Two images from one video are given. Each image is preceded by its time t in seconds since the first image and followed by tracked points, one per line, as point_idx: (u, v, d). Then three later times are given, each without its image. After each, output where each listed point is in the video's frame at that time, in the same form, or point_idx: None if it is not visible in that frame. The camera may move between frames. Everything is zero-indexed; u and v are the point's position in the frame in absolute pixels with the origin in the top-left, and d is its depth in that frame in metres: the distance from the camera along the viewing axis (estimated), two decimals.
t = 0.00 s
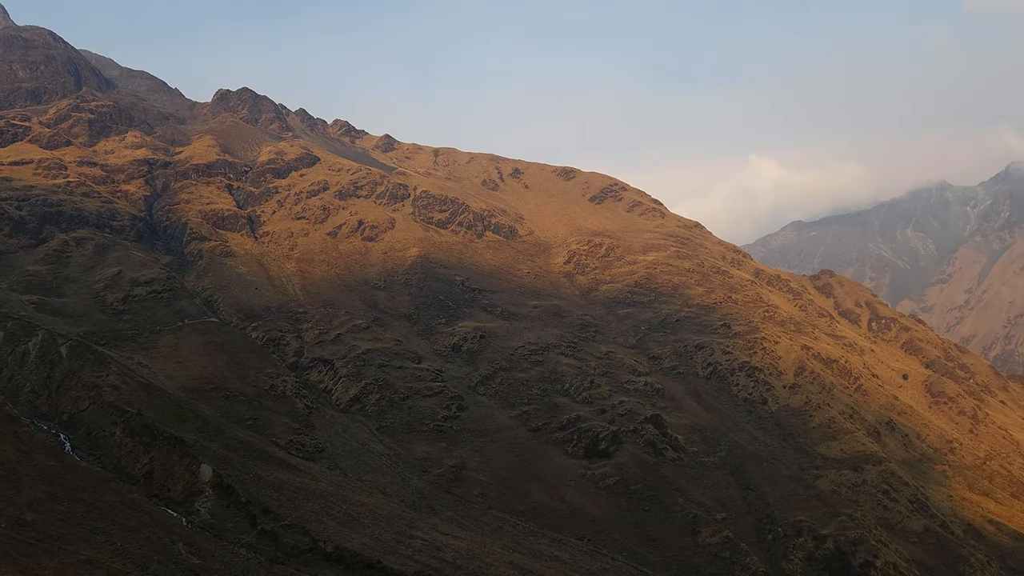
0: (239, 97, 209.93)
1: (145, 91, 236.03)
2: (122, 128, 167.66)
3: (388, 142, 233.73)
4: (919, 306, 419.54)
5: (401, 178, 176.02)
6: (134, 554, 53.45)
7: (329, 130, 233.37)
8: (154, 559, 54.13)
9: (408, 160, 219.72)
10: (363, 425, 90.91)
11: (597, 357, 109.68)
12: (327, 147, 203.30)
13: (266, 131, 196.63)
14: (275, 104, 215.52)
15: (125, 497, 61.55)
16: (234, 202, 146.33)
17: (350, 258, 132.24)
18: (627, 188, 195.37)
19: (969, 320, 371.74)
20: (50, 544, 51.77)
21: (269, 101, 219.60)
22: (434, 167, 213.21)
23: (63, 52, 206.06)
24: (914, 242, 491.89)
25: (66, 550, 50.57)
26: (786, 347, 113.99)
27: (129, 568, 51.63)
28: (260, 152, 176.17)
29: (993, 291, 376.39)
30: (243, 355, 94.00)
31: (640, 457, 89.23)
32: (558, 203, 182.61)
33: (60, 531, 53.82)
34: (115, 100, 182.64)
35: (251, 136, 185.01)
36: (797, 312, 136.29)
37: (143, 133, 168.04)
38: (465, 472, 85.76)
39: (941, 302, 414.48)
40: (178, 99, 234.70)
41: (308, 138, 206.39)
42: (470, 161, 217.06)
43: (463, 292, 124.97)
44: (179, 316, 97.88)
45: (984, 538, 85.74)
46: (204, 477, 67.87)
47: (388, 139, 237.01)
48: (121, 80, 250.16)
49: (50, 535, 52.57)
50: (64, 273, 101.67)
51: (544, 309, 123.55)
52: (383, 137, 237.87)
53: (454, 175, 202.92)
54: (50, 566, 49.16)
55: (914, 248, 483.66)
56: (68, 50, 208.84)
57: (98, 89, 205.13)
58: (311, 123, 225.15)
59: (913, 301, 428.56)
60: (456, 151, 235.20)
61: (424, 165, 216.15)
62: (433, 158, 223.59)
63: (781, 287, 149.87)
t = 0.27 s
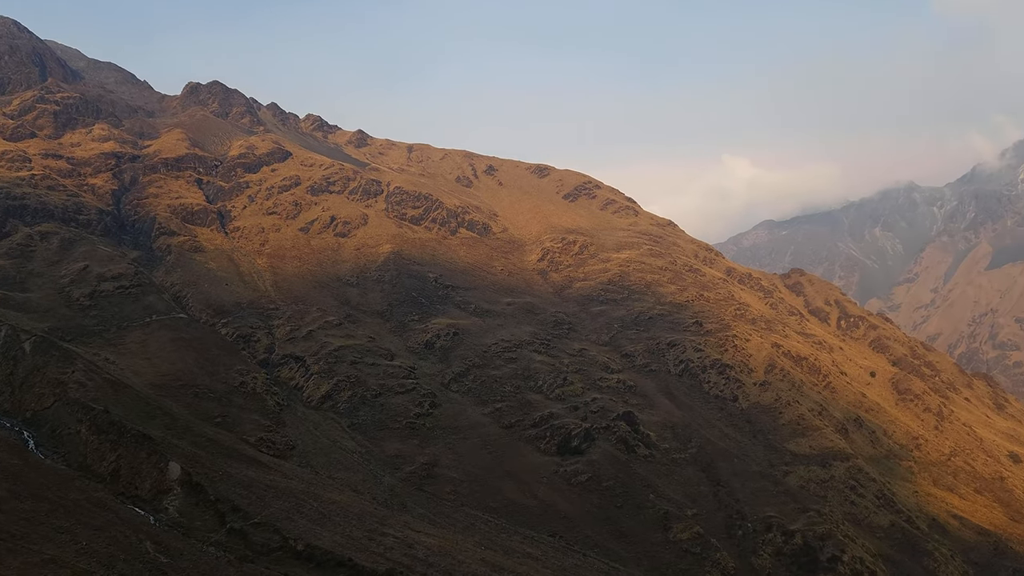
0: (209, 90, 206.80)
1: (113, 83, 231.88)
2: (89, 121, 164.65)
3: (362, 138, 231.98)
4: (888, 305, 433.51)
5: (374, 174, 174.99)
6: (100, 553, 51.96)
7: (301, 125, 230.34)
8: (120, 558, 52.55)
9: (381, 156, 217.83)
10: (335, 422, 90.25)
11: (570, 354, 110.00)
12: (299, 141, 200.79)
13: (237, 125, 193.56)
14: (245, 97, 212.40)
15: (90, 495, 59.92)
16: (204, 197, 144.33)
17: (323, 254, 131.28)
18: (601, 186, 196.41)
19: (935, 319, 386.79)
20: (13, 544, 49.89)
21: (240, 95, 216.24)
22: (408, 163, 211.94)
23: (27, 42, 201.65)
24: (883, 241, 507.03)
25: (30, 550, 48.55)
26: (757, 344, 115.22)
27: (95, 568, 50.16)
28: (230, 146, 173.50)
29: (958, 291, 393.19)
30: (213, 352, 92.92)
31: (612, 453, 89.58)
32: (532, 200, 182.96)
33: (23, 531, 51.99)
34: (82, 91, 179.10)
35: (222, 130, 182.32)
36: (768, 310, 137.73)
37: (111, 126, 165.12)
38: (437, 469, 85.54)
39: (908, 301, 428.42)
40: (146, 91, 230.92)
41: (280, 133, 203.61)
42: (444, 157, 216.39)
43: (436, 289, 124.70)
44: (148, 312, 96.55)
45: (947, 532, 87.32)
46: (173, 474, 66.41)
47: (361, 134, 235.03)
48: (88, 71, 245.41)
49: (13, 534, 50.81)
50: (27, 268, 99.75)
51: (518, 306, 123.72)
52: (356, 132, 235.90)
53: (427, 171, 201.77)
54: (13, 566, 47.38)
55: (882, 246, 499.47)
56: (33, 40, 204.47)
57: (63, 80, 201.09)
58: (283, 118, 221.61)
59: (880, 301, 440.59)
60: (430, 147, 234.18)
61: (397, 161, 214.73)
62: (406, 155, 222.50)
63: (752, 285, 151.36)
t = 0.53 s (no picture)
0: (179, 84, 202.99)
1: (79, 75, 227.44)
2: (55, 113, 161.34)
3: (335, 133, 229.48)
4: (856, 303, 448.76)
5: (347, 169, 173.36)
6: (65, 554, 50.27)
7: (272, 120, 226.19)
8: (84, 558, 51.10)
9: (354, 152, 215.20)
10: (305, 420, 89.44)
11: (543, 352, 110.18)
12: (270, 135, 197.94)
13: (206, 118, 189.59)
14: (215, 91, 208.51)
15: (54, 494, 58.10)
16: (173, 192, 142.03)
17: (294, 250, 130.07)
18: (575, 185, 197.13)
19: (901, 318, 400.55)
20: None
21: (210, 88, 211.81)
22: (381, 160, 210.27)
23: None
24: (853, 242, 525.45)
25: None
26: (728, 342, 116.28)
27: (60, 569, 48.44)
28: (199, 141, 170.26)
29: (925, 290, 404.06)
30: (182, 349, 91.71)
31: (584, 451, 89.82)
32: (506, 198, 182.94)
33: None
34: (46, 83, 175.21)
35: (192, 124, 178.94)
36: (739, 309, 139.03)
37: (77, 119, 161.89)
38: (409, 467, 85.13)
39: (875, 299, 443.17)
40: (114, 84, 226.67)
41: (251, 127, 200.07)
42: (418, 154, 215.13)
43: (409, 286, 124.21)
44: (115, 308, 95.05)
45: (913, 528, 88.66)
46: (140, 473, 64.80)
47: (333, 130, 232.08)
48: (53, 62, 240.22)
49: None
50: None
51: (491, 304, 123.69)
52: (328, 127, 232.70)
53: (400, 168, 199.97)
54: None
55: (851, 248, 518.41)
56: None
57: (28, 71, 196.69)
58: (254, 114, 216.54)
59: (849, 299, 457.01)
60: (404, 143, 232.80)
61: (370, 157, 212.91)
62: (380, 151, 220.60)
63: (724, 284, 152.68)
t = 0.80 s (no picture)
0: (149, 78, 199.41)
1: (46, 68, 223.40)
2: (21, 106, 158.33)
3: (309, 130, 225.85)
4: (826, 302, 461.35)
5: (321, 165, 171.81)
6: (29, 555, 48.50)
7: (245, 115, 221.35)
8: (50, 559, 49.25)
9: (327, 149, 212.33)
10: (277, 418, 88.56)
11: (517, 350, 110.28)
12: (243, 131, 195.30)
13: (177, 113, 186.47)
14: (187, 85, 205.02)
15: (18, 492, 56.28)
16: (142, 187, 140.01)
17: (266, 247, 129.02)
18: (550, 183, 197.76)
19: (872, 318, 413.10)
20: None
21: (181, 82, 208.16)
22: (355, 157, 208.41)
23: None
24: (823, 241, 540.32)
25: None
26: (701, 341, 117.21)
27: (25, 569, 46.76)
28: (170, 136, 167.53)
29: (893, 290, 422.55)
30: (151, 346, 90.53)
31: (557, 449, 89.96)
32: (481, 196, 182.84)
33: None
34: (12, 75, 171.66)
35: (162, 118, 175.92)
36: (712, 308, 140.26)
37: (44, 113, 158.97)
38: (382, 466, 84.60)
39: (845, 299, 457.26)
40: (82, 77, 222.70)
41: (223, 123, 196.94)
42: (393, 151, 213.61)
43: (383, 284, 123.72)
44: (82, 305, 93.63)
45: (881, 524, 89.87)
46: (107, 472, 63.17)
47: (307, 126, 227.49)
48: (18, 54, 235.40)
49: None
50: None
51: (465, 302, 123.62)
52: (301, 124, 227.81)
53: (374, 165, 198.21)
54: None
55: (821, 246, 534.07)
56: None
57: None
58: (226, 108, 212.92)
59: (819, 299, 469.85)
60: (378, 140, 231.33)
61: (344, 154, 210.69)
62: (354, 147, 218.10)
63: (697, 284, 153.95)
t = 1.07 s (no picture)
0: (119, 71, 195.55)
1: (13, 61, 219.21)
2: None
3: (282, 125, 219.48)
4: (798, 301, 479.60)
5: (293, 162, 170.19)
6: None
7: (217, 110, 216.70)
8: (15, 559, 48.14)
9: (301, 145, 208.10)
10: (249, 417, 87.63)
11: (491, 348, 110.33)
12: (215, 126, 192.35)
13: (146, 107, 182.82)
14: (157, 79, 201.19)
15: None
16: (112, 182, 137.94)
17: (239, 244, 127.96)
18: (525, 182, 198.30)
19: (842, 317, 424.96)
20: None
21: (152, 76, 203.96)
22: (329, 154, 205.87)
23: None
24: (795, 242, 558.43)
25: None
26: (674, 340, 118.06)
27: None
28: (141, 130, 164.67)
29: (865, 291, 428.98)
30: (120, 344, 89.39)
31: (531, 447, 90.01)
32: (456, 194, 182.68)
33: None
34: None
35: (131, 112, 172.59)
36: (686, 307, 141.33)
37: (10, 106, 156.01)
38: (354, 464, 83.96)
39: (817, 299, 469.67)
40: (49, 70, 218.52)
41: (194, 117, 193.00)
42: (367, 148, 211.46)
43: (356, 281, 123.22)
44: (50, 302, 92.24)
45: (850, 521, 90.94)
46: (75, 471, 61.59)
47: (281, 122, 222.13)
48: None
49: None
50: None
51: (439, 300, 123.57)
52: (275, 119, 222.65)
53: (348, 163, 195.64)
54: None
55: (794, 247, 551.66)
56: None
57: None
58: (198, 103, 208.57)
59: (792, 299, 484.85)
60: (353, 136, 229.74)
61: (317, 151, 207.88)
62: (328, 144, 215.03)
63: (671, 283, 155.06)
